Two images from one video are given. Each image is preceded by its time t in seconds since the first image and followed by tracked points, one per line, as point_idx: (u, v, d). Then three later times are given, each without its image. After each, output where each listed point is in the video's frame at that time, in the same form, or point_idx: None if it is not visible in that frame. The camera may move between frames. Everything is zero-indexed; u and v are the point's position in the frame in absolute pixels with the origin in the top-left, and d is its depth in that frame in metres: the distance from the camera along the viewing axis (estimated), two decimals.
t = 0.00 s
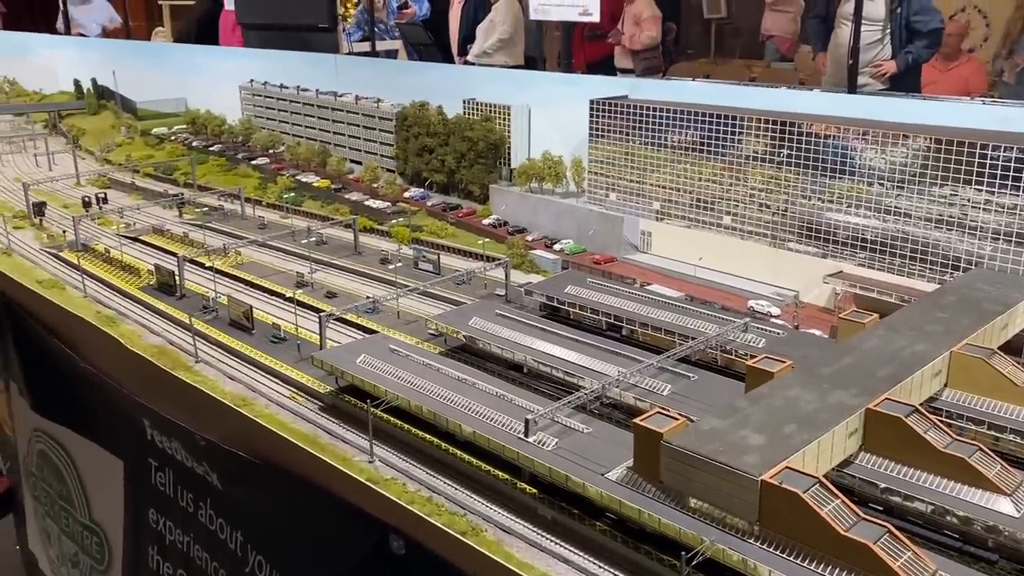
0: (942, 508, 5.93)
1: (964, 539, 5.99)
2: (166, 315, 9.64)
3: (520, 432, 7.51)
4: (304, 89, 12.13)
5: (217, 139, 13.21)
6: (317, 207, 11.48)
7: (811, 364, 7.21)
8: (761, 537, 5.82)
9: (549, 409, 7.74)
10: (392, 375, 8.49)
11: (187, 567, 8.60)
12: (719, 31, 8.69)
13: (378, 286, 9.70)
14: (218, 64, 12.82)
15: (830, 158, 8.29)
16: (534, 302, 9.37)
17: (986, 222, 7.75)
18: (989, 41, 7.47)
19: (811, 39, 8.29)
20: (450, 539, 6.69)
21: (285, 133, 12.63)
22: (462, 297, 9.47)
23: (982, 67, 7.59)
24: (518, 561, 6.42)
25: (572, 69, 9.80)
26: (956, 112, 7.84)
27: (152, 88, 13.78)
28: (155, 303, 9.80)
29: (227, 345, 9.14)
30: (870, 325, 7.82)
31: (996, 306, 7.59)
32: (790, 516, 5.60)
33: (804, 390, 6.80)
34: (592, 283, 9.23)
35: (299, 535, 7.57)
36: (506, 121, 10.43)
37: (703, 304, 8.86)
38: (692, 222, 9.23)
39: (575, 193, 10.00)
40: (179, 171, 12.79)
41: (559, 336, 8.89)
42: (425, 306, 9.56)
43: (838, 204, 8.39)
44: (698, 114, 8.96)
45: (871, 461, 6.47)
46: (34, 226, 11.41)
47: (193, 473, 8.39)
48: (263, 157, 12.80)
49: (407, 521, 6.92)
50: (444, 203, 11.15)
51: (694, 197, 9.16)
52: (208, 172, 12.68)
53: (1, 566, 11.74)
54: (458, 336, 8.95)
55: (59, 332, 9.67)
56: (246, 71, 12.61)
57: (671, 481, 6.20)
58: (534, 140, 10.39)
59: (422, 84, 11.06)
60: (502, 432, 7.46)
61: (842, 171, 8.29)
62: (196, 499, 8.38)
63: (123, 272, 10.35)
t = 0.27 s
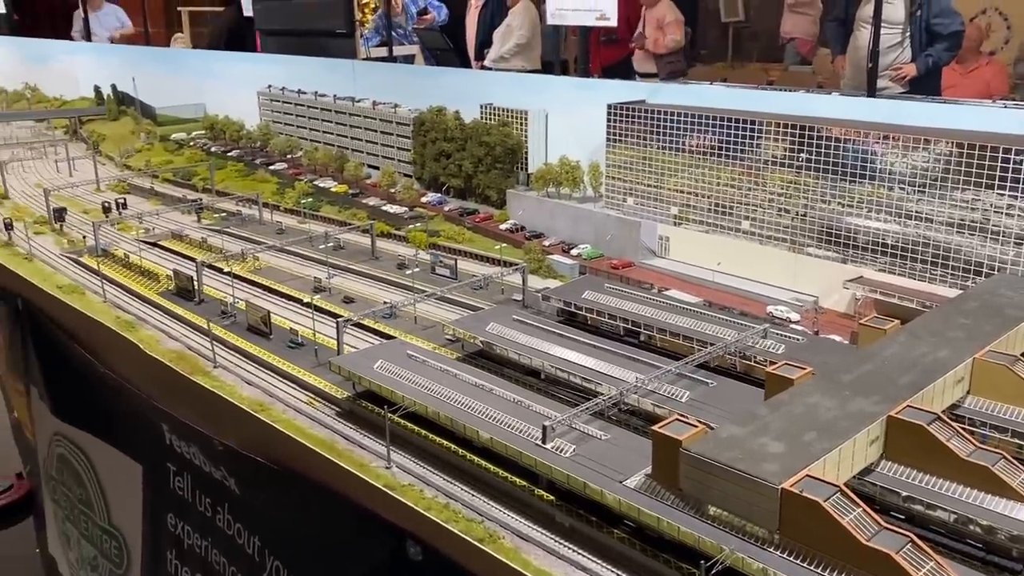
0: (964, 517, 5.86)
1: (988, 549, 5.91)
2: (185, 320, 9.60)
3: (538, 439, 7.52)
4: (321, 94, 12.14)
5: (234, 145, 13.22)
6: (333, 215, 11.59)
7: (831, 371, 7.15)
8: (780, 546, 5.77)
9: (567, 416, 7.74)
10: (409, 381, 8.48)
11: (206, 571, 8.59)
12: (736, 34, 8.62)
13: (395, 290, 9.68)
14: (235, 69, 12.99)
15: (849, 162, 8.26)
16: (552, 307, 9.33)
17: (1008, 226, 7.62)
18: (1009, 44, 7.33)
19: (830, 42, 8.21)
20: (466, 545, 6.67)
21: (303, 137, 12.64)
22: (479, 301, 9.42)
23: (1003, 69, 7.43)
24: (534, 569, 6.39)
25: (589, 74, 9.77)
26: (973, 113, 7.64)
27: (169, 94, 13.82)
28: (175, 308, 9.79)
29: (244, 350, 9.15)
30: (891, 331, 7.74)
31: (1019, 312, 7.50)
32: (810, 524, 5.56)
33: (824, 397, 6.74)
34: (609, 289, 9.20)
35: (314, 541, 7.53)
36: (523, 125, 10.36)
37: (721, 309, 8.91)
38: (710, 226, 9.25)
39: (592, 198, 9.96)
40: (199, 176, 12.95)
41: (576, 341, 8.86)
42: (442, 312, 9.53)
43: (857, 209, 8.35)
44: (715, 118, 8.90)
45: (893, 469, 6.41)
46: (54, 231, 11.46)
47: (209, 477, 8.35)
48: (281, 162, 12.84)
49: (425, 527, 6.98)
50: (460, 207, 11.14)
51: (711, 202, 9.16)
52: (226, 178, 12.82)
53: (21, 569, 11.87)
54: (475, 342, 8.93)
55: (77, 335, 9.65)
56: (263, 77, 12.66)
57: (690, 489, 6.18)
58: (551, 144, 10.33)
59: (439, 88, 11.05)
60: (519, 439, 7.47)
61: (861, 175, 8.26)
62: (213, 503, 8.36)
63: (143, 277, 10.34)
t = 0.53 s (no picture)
0: (991, 528, 5.77)
1: (1013, 561, 5.86)
2: (205, 325, 9.62)
3: (557, 446, 7.44)
4: (342, 100, 12.20)
5: (255, 150, 13.38)
6: (352, 216, 11.46)
7: (854, 378, 7.05)
8: (804, 555, 5.73)
9: (586, 422, 7.62)
10: (429, 387, 8.50)
11: None
12: (755, 37, 8.66)
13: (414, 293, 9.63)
14: (254, 75, 13.17)
15: (871, 167, 8.19)
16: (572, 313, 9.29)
17: None
18: None
19: (848, 46, 8.27)
20: (486, 553, 6.61)
21: (322, 143, 12.80)
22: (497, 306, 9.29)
23: None
24: None
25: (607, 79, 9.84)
26: (993, 117, 7.63)
27: (190, 100, 14.13)
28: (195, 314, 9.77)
29: (262, 354, 9.16)
30: (914, 338, 7.62)
31: None
32: (833, 534, 5.50)
33: (847, 405, 6.65)
34: (628, 295, 9.11)
35: (333, 544, 7.57)
36: (541, 130, 10.34)
37: (742, 315, 8.75)
38: (730, 232, 9.23)
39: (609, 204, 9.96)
40: (220, 182, 12.79)
41: (594, 348, 8.84)
42: (461, 318, 9.50)
43: (878, 213, 8.29)
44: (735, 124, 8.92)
45: (917, 478, 6.32)
46: (76, 237, 11.49)
47: (231, 482, 8.43)
48: (300, 167, 12.84)
49: (442, 533, 6.89)
50: (479, 213, 11.01)
51: (733, 207, 9.15)
52: (247, 183, 12.67)
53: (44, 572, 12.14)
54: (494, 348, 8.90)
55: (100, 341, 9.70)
56: (283, 84, 12.83)
57: (712, 497, 6.11)
58: (569, 148, 10.33)
59: (460, 92, 11.04)
60: (539, 445, 7.39)
61: (881, 179, 8.19)
62: (235, 507, 8.41)
63: (164, 283, 10.31)
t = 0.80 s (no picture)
0: None
1: None
2: (192, 338, 8.49)
3: (589, 477, 6.46)
4: (343, 82, 10.98)
5: (245, 138, 11.97)
6: (351, 214, 10.36)
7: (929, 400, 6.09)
8: None
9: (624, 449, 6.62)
10: (443, 408, 7.40)
11: None
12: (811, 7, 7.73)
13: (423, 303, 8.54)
14: (247, 55, 11.74)
15: (947, 156, 6.96)
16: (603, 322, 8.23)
17: None
18: None
19: (921, 16, 7.25)
20: None
21: (320, 130, 11.56)
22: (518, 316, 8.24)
23: None
24: None
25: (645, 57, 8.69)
26: None
27: (172, 82, 12.50)
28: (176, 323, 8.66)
29: (256, 370, 8.07)
30: (1000, 354, 6.54)
31: None
32: None
33: (922, 431, 5.74)
34: (669, 303, 8.03)
35: None
36: (568, 116, 9.08)
37: (800, 327, 7.73)
38: (785, 230, 7.98)
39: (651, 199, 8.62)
40: (206, 174, 11.67)
41: (631, 364, 7.79)
42: (477, 330, 8.41)
43: (953, 210, 7.06)
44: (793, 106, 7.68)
45: (1002, 515, 5.48)
46: (45, 237, 10.39)
47: (221, 516, 7.35)
48: (297, 159, 11.64)
49: None
50: (497, 208, 9.76)
51: (787, 202, 7.90)
52: (235, 175, 11.61)
53: None
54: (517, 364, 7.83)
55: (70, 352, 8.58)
56: (277, 63, 11.53)
57: (766, 537, 5.28)
58: (600, 135, 9.06)
59: (474, 72, 9.85)
60: (569, 478, 6.41)
61: (959, 170, 6.94)
62: (224, 544, 7.35)
63: (141, 288, 9.22)
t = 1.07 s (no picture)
0: None
1: None
2: (201, 350, 8.12)
3: (616, 498, 6.11)
4: (357, 82, 10.30)
5: (254, 140, 11.47)
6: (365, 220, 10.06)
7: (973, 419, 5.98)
8: None
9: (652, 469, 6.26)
10: (463, 425, 7.05)
11: None
12: None
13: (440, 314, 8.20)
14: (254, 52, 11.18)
15: (993, 160, 6.51)
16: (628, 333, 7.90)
17: None
18: None
19: (963, 10, 6.79)
20: None
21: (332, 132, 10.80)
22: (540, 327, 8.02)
23: None
24: None
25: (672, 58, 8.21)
26: None
27: (178, 79, 12.03)
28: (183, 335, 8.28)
29: (267, 384, 7.72)
30: None
31: None
32: None
33: (964, 451, 5.61)
34: (698, 313, 7.70)
35: None
36: (591, 116, 8.59)
37: (836, 339, 7.46)
38: (821, 237, 7.50)
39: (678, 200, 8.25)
40: (213, 179, 11.56)
41: (659, 379, 7.44)
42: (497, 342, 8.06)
43: (998, 215, 6.59)
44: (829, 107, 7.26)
45: None
46: (47, 243, 10.06)
47: (229, 534, 7.11)
48: (308, 160, 11.00)
49: None
50: (517, 213, 9.30)
51: (824, 207, 7.44)
52: (245, 178, 11.38)
53: None
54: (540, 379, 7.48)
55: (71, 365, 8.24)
56: (286, 61, 10.92)
57: (804, 563, 5.14)
58: (625, 134, 8.59)
59: (494, 71, 9.31)
60: (595, 498, 6.08)
61: (1005, 172, 6.47)
62: (234, 563, 7.08)
63: (148, 296, 8.88)
